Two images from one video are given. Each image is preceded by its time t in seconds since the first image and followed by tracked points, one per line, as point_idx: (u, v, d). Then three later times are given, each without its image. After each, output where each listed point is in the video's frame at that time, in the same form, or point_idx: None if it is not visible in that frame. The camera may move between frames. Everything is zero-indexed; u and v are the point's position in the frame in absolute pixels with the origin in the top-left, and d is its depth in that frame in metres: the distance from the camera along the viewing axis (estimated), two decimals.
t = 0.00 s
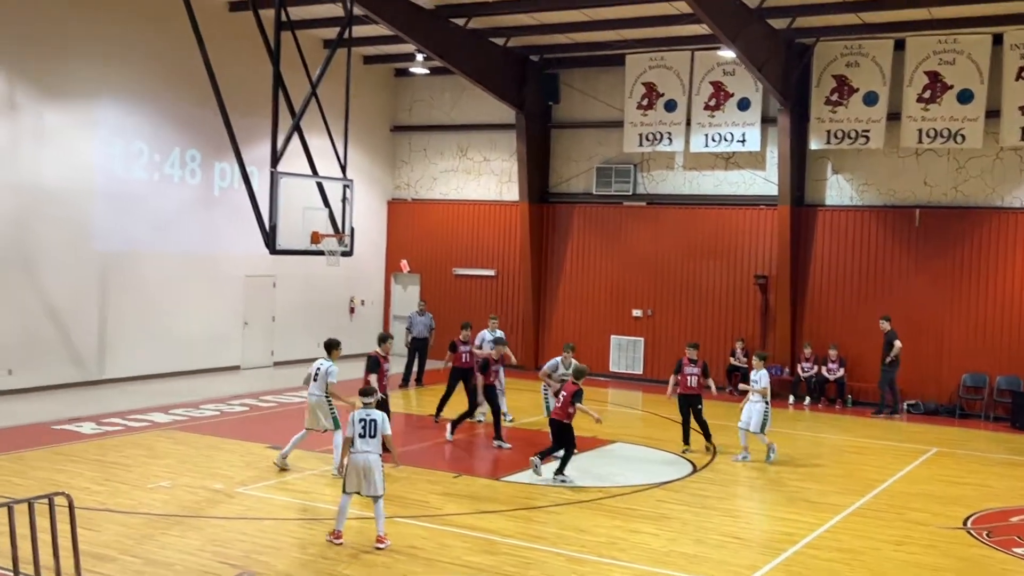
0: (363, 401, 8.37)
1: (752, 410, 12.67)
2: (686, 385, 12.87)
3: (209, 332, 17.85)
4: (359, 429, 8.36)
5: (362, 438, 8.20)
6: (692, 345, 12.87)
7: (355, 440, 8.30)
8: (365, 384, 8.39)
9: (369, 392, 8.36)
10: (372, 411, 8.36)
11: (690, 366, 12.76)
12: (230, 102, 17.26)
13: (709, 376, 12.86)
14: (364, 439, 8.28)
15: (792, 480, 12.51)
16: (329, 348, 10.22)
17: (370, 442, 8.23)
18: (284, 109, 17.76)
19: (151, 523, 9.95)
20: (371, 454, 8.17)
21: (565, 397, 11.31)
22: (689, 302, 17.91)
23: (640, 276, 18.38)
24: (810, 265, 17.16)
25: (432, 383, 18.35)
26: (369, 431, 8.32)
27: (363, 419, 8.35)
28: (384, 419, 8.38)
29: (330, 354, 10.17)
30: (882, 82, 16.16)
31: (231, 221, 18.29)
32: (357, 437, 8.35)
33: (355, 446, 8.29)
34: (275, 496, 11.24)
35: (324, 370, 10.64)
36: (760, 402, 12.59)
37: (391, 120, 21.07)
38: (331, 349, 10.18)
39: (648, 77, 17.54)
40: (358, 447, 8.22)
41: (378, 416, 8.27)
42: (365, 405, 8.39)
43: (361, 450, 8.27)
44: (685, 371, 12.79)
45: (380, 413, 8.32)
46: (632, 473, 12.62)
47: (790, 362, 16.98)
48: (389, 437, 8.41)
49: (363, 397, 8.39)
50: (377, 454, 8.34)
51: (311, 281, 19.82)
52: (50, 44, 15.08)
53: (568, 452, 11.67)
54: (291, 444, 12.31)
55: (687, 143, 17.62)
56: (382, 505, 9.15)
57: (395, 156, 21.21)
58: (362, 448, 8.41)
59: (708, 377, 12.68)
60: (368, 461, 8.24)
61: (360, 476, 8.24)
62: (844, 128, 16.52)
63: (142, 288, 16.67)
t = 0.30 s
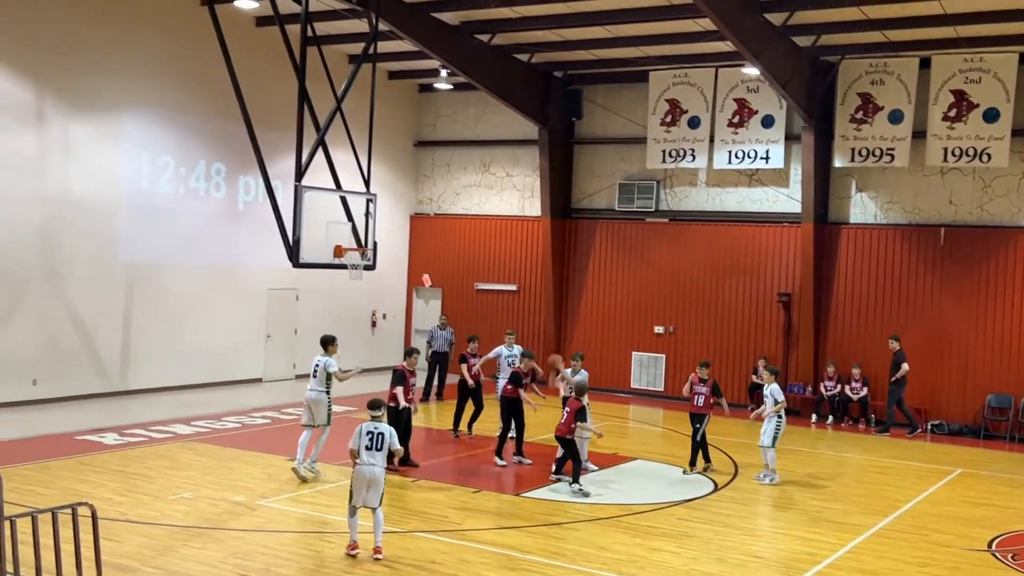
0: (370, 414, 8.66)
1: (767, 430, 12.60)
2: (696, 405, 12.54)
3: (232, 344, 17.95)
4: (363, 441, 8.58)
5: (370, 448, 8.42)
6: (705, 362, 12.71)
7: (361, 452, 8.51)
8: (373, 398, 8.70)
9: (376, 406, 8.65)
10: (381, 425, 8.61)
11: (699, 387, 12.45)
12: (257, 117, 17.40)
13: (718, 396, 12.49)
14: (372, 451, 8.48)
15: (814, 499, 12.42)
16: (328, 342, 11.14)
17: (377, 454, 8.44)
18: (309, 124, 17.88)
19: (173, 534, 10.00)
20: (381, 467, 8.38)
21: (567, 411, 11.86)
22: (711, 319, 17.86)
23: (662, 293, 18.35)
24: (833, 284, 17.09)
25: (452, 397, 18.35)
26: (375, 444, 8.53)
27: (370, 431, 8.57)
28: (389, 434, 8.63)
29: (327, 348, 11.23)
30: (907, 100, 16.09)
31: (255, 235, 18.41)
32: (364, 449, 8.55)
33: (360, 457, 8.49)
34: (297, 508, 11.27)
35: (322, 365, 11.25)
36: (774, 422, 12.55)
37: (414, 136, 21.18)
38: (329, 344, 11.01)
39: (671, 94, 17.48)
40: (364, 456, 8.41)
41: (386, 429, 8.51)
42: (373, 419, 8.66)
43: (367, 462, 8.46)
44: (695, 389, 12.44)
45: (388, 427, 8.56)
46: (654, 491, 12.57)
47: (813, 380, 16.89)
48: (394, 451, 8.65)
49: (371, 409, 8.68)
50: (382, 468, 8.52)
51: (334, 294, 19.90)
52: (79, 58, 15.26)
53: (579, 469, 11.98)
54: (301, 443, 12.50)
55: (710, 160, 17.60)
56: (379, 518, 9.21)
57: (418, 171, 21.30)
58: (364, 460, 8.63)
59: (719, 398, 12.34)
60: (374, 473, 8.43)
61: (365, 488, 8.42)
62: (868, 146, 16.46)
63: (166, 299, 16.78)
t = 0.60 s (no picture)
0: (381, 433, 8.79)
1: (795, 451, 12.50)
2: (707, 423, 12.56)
3: (257, 357, 18.03)
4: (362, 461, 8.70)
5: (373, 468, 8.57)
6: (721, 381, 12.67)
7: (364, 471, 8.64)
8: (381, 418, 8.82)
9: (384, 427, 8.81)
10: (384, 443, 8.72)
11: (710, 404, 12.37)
12: (286, 131, 17.53)
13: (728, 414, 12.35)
14: (376, 471, 8.62)
15: (840, 520, 12.29)
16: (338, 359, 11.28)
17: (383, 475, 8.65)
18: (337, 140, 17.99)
19: (197, 546, 10.02)
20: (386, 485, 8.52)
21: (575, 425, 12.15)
22: (736, 336, 17.78)
23: (686, 309, 18.30)
24: (860, 302, 16.99)
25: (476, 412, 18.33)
26: (379, 462, 8.66)
27: (374, 451, 8.71)
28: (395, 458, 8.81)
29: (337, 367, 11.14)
30: (936, 118, 15.99)
31: (281, 248, 18.51)
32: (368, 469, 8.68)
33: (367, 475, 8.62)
34: (320, 522, 11.27)
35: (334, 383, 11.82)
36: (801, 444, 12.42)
37: (440, 151, 21.28)
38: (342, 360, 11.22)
39: (698, 110, 17.51)
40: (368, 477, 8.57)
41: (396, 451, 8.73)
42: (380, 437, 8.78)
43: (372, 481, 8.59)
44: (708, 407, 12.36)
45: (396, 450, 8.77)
46: (678, 509, 12.49)
47: (839, 399, 16.77)
48: (396, 471, 8.85)
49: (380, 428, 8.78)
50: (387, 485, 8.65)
51: (359, 307, 19.96)
52: (110, 73, 15.44)
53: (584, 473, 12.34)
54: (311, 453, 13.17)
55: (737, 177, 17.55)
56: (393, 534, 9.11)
57: (444, 186, 21.38)
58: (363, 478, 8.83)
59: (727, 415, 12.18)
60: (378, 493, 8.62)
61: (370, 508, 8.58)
62: (896, 164, 16.37)
63: (192, 311, 16.87)
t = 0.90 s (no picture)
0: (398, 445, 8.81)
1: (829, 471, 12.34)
2: (728, 443, 12.35)
3: (293, 372, 18.20)
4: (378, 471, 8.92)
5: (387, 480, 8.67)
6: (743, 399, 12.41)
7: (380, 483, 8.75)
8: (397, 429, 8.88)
9: (402, 438, 8.90)
10: (402, 453, 8.85)
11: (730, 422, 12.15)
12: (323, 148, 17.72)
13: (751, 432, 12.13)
14: (392, 482, 8.72)
15: (877, 542, 12.14)
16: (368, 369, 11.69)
17: (400, 486, 8.76)
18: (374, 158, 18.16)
19: (231, 559, 10.10)
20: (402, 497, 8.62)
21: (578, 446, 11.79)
22: (771, 356, 17.68)
23: (721, 328, 18.23)
24: (898, 323, 16.83)
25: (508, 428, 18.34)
26: (394, 474, 8.76)
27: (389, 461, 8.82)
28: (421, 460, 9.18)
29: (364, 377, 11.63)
30: (975, 137, 15.82)
31: (317, 264, 18.69)
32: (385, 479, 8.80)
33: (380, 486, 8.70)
34: (353, 537, 11.32)
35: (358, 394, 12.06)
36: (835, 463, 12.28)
37: (475, 168, 21.42)
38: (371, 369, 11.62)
39: (734, 128, 17.47)
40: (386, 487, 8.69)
41: (412, 461, 8.80)
42: (395, 448, 8.84)
43: (389, 492, 8.70)
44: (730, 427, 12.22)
45: (416, 455, 8.95)
46: (712, 529, 12.40)
47: (876, 420, 16.60)
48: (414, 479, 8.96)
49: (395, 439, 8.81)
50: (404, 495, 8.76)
51: (394, 323, 20.10)
52: (152, 92, 15.69)
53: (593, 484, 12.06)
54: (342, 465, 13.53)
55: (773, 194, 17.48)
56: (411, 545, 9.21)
57: (478, 203, 21.52)
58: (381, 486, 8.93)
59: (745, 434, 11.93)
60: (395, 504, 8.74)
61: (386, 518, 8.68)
62: (935, 183, 16.25)
63: (230, 326, 17.07)
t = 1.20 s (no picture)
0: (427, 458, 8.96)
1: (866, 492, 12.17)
2: (762, 464, 11.92)
3: (340, 391, 18.33)
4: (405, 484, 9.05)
5: (418, 493, 8.76)
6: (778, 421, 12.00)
7: (411, 495, 8.81)
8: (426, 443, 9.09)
9: (432, 452, 9.04)
10: (431, 468, 8.95)
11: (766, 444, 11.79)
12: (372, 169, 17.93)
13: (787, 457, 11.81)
14: (423, 495, 8.80)
15: (931, 568, 11.83)
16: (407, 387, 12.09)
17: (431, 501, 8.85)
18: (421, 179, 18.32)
19: None
20: (433, 510, 8.73)
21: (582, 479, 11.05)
22: (819, 378, 17.56)
23: (769, 349, 18.16)
24: (950, 345, 16.57)
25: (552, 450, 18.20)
26: (425, 487, 8.84)
27: (420, 475, 8.90)
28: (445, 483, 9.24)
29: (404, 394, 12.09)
30: None
31: (365, 285, 18.84)
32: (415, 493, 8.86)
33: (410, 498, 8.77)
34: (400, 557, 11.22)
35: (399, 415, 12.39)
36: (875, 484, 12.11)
37: (520, 188, 21.59)
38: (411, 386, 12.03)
39: (781, 147, 17.49)
40: (415, 500, 8.77)
41: (442, 475, 8.88)
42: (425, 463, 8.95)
43: (420, 505, 8.78)
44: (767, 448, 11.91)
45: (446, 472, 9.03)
46: (759, 553, 12.03)
47: (928, 444, 16.35)
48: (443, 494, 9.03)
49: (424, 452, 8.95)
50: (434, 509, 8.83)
51: (439, 343, 20.19)
52: (205, 115, 15.94)
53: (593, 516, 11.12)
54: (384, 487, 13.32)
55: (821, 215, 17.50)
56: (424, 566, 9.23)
57: (524, 223, 21.66)
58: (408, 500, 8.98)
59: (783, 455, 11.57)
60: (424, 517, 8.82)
61: (414, 530, 8.73)
62: (987, 204, 16.04)
63: (279, 345, 17.24)
